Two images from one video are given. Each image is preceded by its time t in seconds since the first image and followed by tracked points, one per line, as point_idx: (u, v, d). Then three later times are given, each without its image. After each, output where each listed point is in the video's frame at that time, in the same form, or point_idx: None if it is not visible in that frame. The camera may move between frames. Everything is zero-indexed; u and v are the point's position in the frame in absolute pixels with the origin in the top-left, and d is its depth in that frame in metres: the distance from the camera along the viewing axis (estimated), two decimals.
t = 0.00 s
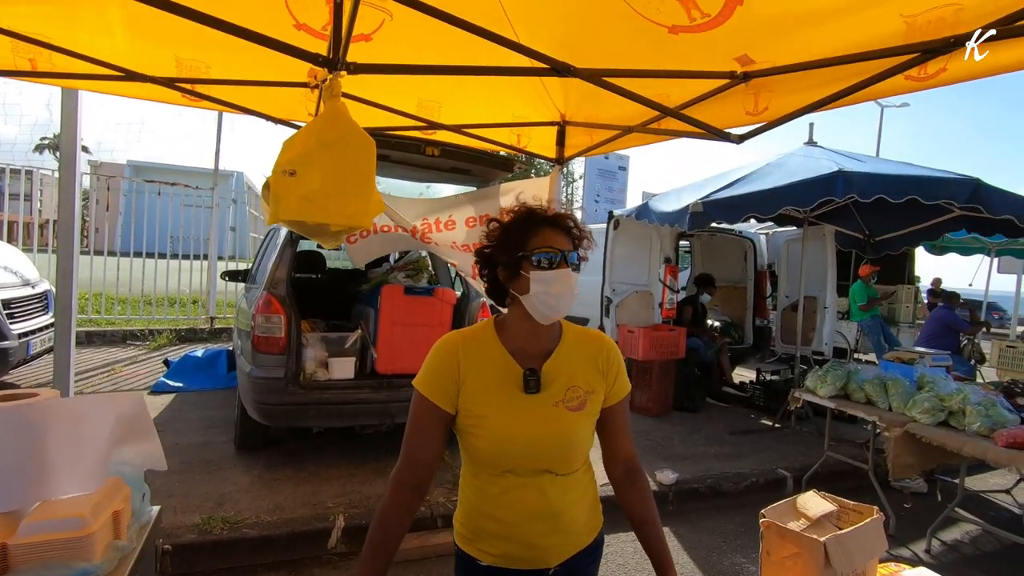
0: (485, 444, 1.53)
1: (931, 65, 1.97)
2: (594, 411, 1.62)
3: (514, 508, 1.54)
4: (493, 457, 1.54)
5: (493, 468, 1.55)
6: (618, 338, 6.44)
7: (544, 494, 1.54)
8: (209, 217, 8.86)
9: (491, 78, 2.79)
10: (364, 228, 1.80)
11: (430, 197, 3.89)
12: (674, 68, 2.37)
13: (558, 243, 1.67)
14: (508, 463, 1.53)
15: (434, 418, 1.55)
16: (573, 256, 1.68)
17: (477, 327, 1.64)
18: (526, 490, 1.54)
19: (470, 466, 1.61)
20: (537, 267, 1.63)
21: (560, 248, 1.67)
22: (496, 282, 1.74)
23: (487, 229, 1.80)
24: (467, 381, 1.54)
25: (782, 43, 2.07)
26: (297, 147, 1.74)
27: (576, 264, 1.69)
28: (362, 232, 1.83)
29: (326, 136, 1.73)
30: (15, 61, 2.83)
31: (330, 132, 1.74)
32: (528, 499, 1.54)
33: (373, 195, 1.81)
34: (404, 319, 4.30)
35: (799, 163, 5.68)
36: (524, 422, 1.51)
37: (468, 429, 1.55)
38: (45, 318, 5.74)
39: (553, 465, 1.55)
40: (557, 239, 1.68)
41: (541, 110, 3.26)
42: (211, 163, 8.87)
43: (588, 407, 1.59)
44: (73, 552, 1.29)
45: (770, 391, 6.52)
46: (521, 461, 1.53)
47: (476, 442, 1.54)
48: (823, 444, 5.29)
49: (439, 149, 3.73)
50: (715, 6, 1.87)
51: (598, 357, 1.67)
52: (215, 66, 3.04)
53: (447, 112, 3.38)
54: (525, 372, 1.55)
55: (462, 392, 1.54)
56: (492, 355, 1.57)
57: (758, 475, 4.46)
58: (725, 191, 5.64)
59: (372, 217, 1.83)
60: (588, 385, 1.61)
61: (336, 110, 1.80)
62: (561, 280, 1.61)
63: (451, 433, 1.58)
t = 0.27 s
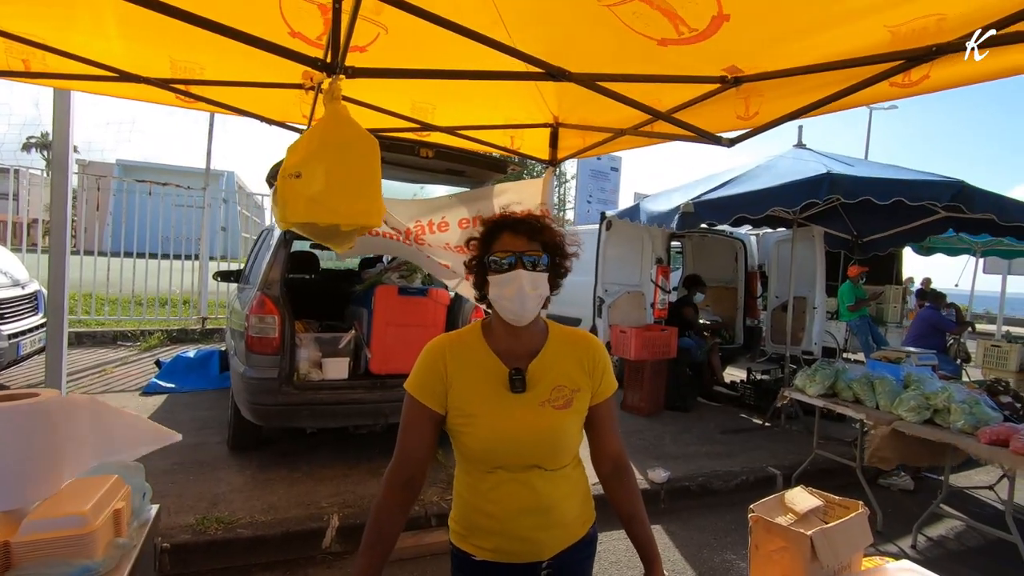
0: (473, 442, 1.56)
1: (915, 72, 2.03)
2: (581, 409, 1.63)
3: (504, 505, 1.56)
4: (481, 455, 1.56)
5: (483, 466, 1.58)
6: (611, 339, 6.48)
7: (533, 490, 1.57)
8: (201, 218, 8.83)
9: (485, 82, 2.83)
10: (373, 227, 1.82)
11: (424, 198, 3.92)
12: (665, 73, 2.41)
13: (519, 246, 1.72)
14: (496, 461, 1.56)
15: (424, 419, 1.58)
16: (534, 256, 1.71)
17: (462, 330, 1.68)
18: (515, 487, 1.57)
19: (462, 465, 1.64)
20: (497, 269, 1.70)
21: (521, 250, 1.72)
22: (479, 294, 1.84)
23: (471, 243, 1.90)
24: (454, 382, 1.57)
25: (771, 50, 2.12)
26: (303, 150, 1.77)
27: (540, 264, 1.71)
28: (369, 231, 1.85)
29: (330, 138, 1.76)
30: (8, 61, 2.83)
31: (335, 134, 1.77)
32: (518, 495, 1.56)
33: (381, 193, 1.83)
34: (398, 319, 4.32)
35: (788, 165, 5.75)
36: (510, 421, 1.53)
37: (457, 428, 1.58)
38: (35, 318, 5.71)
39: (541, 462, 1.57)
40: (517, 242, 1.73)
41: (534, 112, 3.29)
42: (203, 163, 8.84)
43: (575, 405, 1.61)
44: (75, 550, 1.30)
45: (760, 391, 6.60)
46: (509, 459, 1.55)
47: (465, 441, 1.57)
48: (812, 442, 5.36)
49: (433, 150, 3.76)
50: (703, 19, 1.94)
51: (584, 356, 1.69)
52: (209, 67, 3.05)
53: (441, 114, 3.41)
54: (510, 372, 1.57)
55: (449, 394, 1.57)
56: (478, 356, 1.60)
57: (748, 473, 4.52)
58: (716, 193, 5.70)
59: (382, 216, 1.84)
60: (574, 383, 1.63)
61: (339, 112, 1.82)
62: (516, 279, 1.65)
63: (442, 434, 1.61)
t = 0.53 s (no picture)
0: (453, 436, 1.60)
1: (885, 81, 2.11)
2: (558, 405, 1.67)
3: (482, 496, 1.61)
4: (461, 448, 1.61)
5: (463, 459, 1.62)
6: (597, 338, 6.55)
7: (510, 483, 1.61)
8: (184, 218, 8.75)
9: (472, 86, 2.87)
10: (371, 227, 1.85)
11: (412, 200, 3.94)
12: (648, 79, 2.47)
13: (498, 248, 1.77)
14: (474, 453, 1.60)
15: (408, 414, 1.62)
16: (514, 256, 1.75)
17: (446, 328, 1.72)
18: (493, 479, 1.61)
19: (444, 458, 1.68)
20: (478, 269, 1.74)
21: (501, 251, 1.76)
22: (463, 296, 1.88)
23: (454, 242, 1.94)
24: (435, 378, 1.61)
25: (750, 58, 2.19)
26: (299, 156, 1.81)
27: (520, 264, 1.75)
28: (368, 231, 1.88)
29: (324, 143, 1.79)
30: None
31: (330, 138, 1.80)
32: (496, 486, 1.60)
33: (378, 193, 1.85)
34: (385, 320, 4.34)
35: (769, 168, 5.87)
36: (488, 416, 1.57)
37: (438, 422, 1.62)
38: (16, 320, 5.64)
39: (519, 456, 1.61)
40: (498, 244, 1.78)
41: (521, 116, 3.34)
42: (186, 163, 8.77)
43: (552, 401, 1.64)
44: (71, 548, 1.32)
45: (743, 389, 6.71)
46: (487, 452, 1.59)
47: (445, 435, 1.62)
48: (793, 439, 5.47)
49: (420, 152, 3.79)
50: (683, 30, 2.00)
51: (563, 354, 1.72)
52: (196, 69, 3.05)
53: (428, 117, 3.44)
54: (489, 368, 1.61)
55: (431, 389, 1.61)
56: (459, 353, 1.64)
57: (730, 469, 4.61)
58: (699, 195, 5.79)
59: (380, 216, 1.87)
60: (552, 380, 1.66)
61: (332, 117, 1.85)
62: (496, 279, 1.69)
63: (427, 430, 1.65)
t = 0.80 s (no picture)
0: (436, 433, 1.63)
1: (858, 87, 2.20)
2: (535, 396, 1.75)
3: (468, 490, 1.65)
4: (444, 444, 1.64)
5: (446, 455, 1.66)
6: (583, 337, 6.62)
7: (495, 473, 1.67)
8: (167, 219, 8.63)
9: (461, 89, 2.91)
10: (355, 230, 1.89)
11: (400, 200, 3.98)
12: (632, 83, 2.53)
13: (470, 246, 1.80)
14: (458, 449, 1.64)
15: (387, 415, 1.63)
16: (486, 253, 1.78)
17: (421, 329, 1.74)
18: (478, 472, 1.66)
19: (423, 456, 1.71)
20: (452, 267, 1.77)
21: (473, 249, 1.79)
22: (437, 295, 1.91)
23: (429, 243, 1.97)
24: (415, 377, 1.63)
25: (730, 64, 2.26)
26: (285, 157, 1.83)
27: (493, 261, 1.78)
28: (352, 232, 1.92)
29: (309, 146, 1.82)
30: None
31: (316, 142, 1.83)
32: (481, 478, 1.66)
33: (363, 197, 1.89)
34: (374, 319, 4.35)
35: (750, 169, 5.99)
36: (472, 410, 1.62)
37: (418, 420, 1.64)
38: None
39: (502, 447, 1.67)
40: (470, 242, 1.81)
41: (508, 117, 3.39)
42: (169, 163, 8.69)
43: (530, 392, 1.73)
44: (70, 543, 1.35)
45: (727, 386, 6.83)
46: (471, 446, 1.64)
47: (427, 433, 1.64)
48: (775, 434, 5.59)
49: (409, 153, 3.83)
50: (666, 34, 2.07)
51: (535, 347, 1.81)
52: (183, 70, 3.06)
53: (416, 118, 3.48)
54: (470, 365, 1.66)
55: (413, 390, 1.63)
56: (437, 352, 1.67)
57: (714, 464, 4.71)
58: (683, 195, 5.88)
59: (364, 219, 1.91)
60: (529, 372, 1.74)
61: (319, 120, 1.88)
62: (468, 276, 1.72)
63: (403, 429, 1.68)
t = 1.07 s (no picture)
0: (394, 426, 1.66)
1: (835, 95, 2.28)
2: (496, 393, 1.77)
3: (423, 483, 1.67)
4: (402, 438, 1.66)
5: (404, 448, 1.68)
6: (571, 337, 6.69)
7: (451, 468, 1.68)
8: (153, 219, 8.56)
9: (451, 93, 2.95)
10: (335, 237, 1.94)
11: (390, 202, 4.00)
12: (618, 88, 2.59)
13: (435, 245, 1.83)
14: (415, 443, 1.66)
15: (349, 407, 1.68)
16: (450, 252, 1.81)
17: (386, 324, 1.77)
18: (434, 466, 1.67)
19: (382, 448, 1.73)
20: (415, 265, 1.80)
21: (438, 248, 1.82)
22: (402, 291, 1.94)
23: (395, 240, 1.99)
24: (376, 371, 1.67)
25: (713, 71, 2.33)
26: (270, 158, 1.84)
27: (456, 260, 1.81)
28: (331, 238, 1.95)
29: (294, 150, 1.85)
30: None
31: (303, 146, 1.87)
32: (437, 473, 1.67)
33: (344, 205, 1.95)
34: (363, 320, 4.37)
35: (735, 171, 6.09)
36: (431, 405, 1.64)
37: (379, 413, 1.67)
38: None
39: (459, 442, 1.69)
40: (435, 241, 1.84)
41: (497, 120, 3.44)
42: (155, 163, 8.61)
43: (491, 389, 1.74)
44: (69, 541, 1.37)
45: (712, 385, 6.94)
46: (428, 440, 1.66)
47: (387, 426, 1.67)
48: (759, 432, 5.69)
49: (399, 155, 3.86)
50: (655, 38, 2.12)
51: (498, 346, 1.83)
52: (173, 71, 3.07)
53: (406, 120, 3.51)
54: (431, 361, 1.68)
55: (373, 384, 1.67)
56: (399, 347, 1.70)
57: (700, 462, 4.79)
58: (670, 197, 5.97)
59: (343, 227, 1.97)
60: (490, 370, 1.76)
61: (308, 125, 1.92)
62: (432, 275, 1.75)
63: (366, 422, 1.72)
